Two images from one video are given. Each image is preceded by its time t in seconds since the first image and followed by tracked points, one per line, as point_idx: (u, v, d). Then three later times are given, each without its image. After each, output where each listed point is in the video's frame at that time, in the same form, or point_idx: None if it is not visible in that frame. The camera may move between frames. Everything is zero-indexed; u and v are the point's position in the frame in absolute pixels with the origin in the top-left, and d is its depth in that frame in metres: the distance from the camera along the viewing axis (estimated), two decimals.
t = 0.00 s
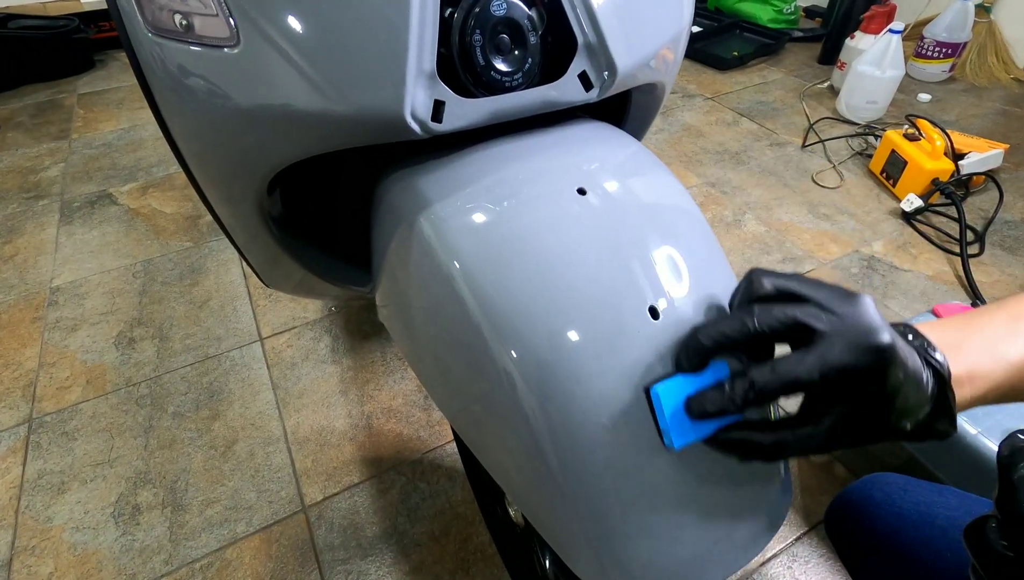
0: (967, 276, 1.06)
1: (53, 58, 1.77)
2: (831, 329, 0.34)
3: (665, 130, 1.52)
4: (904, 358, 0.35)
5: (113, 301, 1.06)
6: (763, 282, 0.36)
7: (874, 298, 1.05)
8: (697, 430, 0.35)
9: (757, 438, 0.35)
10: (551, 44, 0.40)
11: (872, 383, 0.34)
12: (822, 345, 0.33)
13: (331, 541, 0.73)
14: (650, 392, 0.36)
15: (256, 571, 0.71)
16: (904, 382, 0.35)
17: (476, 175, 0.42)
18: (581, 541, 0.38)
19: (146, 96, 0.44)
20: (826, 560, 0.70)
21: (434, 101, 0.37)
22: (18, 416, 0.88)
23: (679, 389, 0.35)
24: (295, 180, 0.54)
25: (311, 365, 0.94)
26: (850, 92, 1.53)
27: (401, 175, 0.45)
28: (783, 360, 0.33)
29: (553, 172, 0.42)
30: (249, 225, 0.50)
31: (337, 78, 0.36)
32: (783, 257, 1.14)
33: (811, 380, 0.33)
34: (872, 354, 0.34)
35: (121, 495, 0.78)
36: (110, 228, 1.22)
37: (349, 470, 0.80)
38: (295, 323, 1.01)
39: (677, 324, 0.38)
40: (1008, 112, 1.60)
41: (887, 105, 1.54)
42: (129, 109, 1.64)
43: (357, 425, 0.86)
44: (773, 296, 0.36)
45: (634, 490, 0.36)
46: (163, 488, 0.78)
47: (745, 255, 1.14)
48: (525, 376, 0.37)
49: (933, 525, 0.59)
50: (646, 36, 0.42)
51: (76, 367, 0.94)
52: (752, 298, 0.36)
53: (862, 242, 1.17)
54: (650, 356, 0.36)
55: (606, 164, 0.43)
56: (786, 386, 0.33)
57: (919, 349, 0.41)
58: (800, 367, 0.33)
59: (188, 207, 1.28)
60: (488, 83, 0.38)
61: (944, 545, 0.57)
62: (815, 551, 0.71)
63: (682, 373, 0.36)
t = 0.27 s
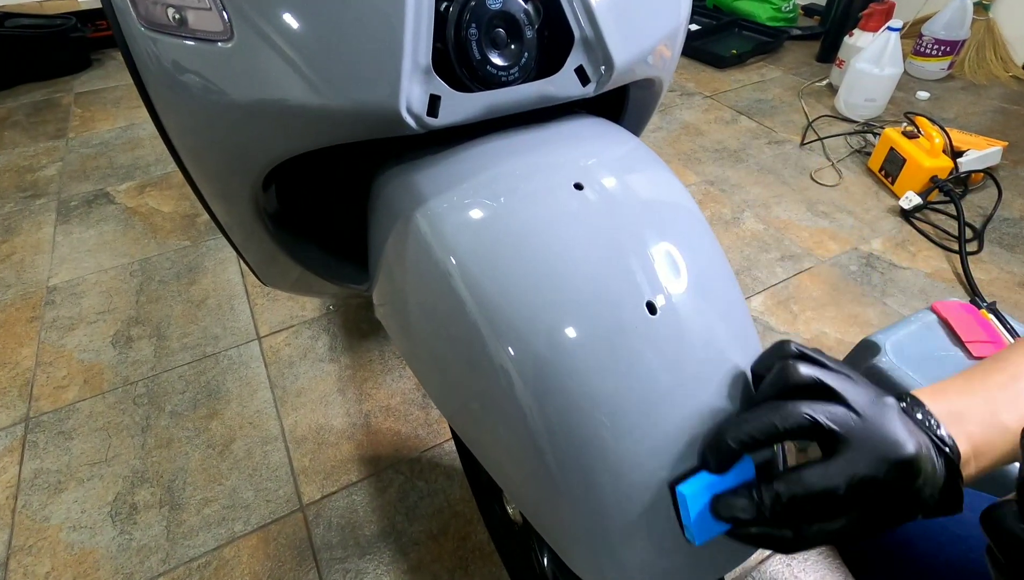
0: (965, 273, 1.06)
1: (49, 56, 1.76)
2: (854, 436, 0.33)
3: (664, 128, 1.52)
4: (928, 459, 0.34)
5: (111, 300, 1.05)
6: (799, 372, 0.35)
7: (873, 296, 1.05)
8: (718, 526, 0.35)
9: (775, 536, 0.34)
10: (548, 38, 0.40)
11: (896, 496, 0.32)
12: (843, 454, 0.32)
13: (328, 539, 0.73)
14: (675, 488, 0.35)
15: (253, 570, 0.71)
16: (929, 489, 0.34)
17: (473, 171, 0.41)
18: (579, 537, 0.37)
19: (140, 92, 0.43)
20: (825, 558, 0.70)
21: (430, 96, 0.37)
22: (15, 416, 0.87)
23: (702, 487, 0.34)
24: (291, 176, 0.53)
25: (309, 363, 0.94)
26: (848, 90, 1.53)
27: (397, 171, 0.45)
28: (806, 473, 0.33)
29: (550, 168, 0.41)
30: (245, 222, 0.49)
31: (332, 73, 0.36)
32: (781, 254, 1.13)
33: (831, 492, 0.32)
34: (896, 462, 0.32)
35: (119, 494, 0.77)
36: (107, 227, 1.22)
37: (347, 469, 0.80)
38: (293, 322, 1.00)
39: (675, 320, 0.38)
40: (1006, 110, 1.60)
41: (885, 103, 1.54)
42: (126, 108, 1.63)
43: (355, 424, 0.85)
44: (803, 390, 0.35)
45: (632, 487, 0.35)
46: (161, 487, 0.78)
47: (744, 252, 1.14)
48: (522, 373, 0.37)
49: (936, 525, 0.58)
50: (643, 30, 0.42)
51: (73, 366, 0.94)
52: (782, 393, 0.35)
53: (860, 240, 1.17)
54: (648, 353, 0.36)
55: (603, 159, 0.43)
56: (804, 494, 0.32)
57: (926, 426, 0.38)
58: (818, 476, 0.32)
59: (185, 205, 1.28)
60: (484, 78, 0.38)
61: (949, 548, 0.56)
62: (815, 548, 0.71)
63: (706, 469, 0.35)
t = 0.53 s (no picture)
0: (966, 269, 1.06)
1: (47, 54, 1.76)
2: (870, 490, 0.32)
3: (663, 124, 1.52)
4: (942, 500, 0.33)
5: (108, 297, 1.05)
6: (812, 416, 0.34)
7: (873, 292, 1.05)
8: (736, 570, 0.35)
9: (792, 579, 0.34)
10: (547, 27, 0.40)
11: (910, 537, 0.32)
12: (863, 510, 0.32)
13: (327, 536, 0.73)
14: (692, 536, 0.35)
15: (252, 566, 0.70)
16: (940, 525, 0.33)
17: (472, 162, 0.41)
18: (580, 531, 0.37)
19: (137, 85, 0.43)
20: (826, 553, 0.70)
21: (428, 85, 0.37)
22: (12, 413, 0.87)
23: (720, 535, 0.34)
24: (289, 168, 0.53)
25: (308, 360, 0.93)
26: (848, 86, 1.53)
27: (396, 162, 0.44)
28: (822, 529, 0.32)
29: (550, 159, 0.41)
30: (242, 216, 0.49)
31: (329, 61, 0.35)
32: (781, 250, 1.13)
33: (847, 538, 0.32)
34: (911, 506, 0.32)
35: (117, 491, 0.77)
36: (105, 224, 1.21)
37: (346, 465, 0.80)
38: (291, 318, 1.00)
39: (676, 311, 0.37)
40: (1006, 106, 1.59)
41: (885, 100, 1.54)
42: (124, 105, 1.63)
43: (354, 420, 0.85)
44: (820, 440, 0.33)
45: (634, 480, 0.35)
46: (159, 484, 0.78)
47: (743, 249, 1.14)
48: (522, 365, 0.36)
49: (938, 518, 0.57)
50: (642, 19, 0.42)
51: (71, 363, 0.94)
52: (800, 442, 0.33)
53: (860, 236, 1.17)
54: (649, 345, 0.36)
55: (603, 150, 0.42)
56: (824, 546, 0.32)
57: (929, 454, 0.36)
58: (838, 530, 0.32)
59: (184, 202, 1.27)
60: (483, 66, 0.37)
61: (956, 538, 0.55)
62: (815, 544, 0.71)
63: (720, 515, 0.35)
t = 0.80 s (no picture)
0: (963, 269, 1.06)
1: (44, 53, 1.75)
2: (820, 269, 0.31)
3: (661, 124, 1.52)
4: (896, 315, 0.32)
5: (105, 297, 1.05)
6: (771, 212, 0.34)
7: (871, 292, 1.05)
8: (679, 365, 0.34)
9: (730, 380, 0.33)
10: (541, 26, 0.40)
11: (857, 336, 0.31)
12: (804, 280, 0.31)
13: (323, 537, 0.73)
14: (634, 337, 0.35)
15: (248, 568, 0.70)
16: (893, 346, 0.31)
17: (466, 162, 0.41)
18: (575, 534, 0.37)
19: (129, 85, 0.43)
20: (822, 554, 0.70)
21: (420, 85, 0.37)
22: (8, 414, 0.87)
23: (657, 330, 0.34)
24: (283, 168, 0.53)
25: (304, 361, 0.93)
26: (846, 86, 1.53)
27: (390, 162, 0.44)
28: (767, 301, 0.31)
29: (544, 160, 0.41)
30: (236, 217, 0.49)
31: (321, 61, 0.35)
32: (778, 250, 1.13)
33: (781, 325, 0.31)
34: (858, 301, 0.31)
35: (112, 492, 0.77)
36: (101, 224, 1.21)
37: (343, 466, 0.80)
38: (288, 319, 1.00)
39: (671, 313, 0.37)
40: (1004, 106, 1.59)
41: (883, 99, 1.54)
42: (121, 105, 1.63)
43: (350, 421, 0.85)
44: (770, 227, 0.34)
45: (628, 482, 0.35)
46: (154, 485, 0.78)
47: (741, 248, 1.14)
48: (515, 367, 0.36)
49: (931, 515, 0.50)
50: (637, 19, 0.41)
51: (67, 364, 0.93)
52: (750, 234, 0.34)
53: (858, 236, 1.17)
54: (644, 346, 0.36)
55: (598, 150, 0.42)
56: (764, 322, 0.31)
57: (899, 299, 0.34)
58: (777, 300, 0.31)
59: (180, 203, 1.27)
60: (476, 65, 0.37)
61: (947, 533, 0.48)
62: (811, 544, 0.71)
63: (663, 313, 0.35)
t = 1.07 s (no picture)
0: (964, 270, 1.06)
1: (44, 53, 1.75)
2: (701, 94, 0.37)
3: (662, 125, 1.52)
4: (773, 124, 0.37)
5: (105, 298, 1.05)
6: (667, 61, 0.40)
7: (871, 294, 1.04)
8: (589, 180, 0.39)
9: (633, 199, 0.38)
10: (543, 29, 0.39)
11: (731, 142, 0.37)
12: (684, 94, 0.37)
13: (324, 539, 0.72)
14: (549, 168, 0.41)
15: (248, 570, 0.70)
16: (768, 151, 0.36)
17: (466, 165, 0.41)
18: (576, 539, 0.37)
19: (129, 87, 0.43)
20: (823, 556, 0.70)
21: (422, 88, 0.36)
22: (7, 415, 0.87)
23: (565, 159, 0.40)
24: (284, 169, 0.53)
25: (305, 362, 0.93)
26: (847, 87, 1.53)
27: (391, 165, 0.44)
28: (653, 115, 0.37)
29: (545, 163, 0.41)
30: (236, 219, 0.49)
31: (323, 65, 0.35)
32: (779, 252, 1.13)
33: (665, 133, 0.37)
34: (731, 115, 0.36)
35: (112, 493, 0.77)
36: (102, 225, 1.21)
37: (343, 467, 0.80)
38: (288, 320, 1.00)
39: (673, 317, 0.37)
40: (1005, 108, 1.59)
41: (884, 101, 1.54)
42: (121, 105, 1.63)
43: (350, 423, 0.85)
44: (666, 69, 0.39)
45: (629, 487, 0.35)
46: (154, 486, 0.77)
47: (742, 250, 1.14)
48: (516, 371, 0.36)
49: (936, 518, 0.49)
50: (639, 22, 0.41)
51: (67, 364, 0.93)
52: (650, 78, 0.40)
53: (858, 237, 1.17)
54: (645, 349, 0.36)
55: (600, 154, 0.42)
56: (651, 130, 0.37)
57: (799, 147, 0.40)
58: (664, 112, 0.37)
59: (180, 203, 1.27)
60: (477, 68, 0.37)
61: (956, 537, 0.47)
62: (812, 547, 0.71)
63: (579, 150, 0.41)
